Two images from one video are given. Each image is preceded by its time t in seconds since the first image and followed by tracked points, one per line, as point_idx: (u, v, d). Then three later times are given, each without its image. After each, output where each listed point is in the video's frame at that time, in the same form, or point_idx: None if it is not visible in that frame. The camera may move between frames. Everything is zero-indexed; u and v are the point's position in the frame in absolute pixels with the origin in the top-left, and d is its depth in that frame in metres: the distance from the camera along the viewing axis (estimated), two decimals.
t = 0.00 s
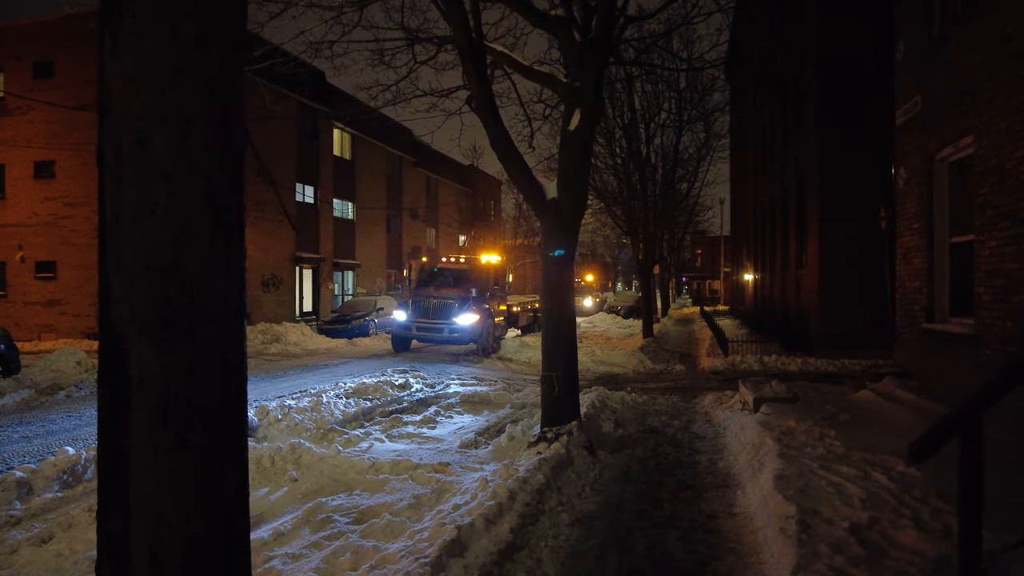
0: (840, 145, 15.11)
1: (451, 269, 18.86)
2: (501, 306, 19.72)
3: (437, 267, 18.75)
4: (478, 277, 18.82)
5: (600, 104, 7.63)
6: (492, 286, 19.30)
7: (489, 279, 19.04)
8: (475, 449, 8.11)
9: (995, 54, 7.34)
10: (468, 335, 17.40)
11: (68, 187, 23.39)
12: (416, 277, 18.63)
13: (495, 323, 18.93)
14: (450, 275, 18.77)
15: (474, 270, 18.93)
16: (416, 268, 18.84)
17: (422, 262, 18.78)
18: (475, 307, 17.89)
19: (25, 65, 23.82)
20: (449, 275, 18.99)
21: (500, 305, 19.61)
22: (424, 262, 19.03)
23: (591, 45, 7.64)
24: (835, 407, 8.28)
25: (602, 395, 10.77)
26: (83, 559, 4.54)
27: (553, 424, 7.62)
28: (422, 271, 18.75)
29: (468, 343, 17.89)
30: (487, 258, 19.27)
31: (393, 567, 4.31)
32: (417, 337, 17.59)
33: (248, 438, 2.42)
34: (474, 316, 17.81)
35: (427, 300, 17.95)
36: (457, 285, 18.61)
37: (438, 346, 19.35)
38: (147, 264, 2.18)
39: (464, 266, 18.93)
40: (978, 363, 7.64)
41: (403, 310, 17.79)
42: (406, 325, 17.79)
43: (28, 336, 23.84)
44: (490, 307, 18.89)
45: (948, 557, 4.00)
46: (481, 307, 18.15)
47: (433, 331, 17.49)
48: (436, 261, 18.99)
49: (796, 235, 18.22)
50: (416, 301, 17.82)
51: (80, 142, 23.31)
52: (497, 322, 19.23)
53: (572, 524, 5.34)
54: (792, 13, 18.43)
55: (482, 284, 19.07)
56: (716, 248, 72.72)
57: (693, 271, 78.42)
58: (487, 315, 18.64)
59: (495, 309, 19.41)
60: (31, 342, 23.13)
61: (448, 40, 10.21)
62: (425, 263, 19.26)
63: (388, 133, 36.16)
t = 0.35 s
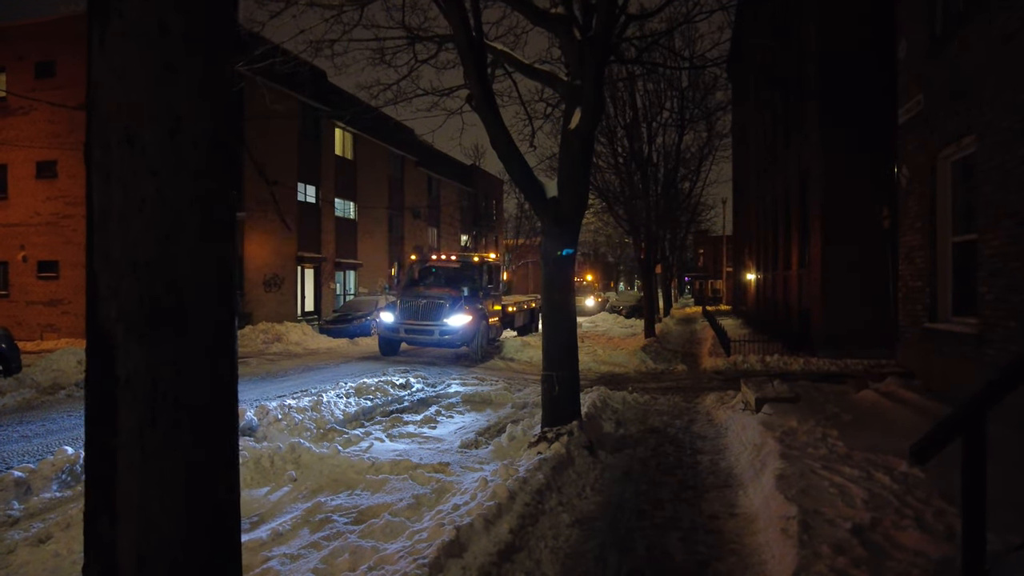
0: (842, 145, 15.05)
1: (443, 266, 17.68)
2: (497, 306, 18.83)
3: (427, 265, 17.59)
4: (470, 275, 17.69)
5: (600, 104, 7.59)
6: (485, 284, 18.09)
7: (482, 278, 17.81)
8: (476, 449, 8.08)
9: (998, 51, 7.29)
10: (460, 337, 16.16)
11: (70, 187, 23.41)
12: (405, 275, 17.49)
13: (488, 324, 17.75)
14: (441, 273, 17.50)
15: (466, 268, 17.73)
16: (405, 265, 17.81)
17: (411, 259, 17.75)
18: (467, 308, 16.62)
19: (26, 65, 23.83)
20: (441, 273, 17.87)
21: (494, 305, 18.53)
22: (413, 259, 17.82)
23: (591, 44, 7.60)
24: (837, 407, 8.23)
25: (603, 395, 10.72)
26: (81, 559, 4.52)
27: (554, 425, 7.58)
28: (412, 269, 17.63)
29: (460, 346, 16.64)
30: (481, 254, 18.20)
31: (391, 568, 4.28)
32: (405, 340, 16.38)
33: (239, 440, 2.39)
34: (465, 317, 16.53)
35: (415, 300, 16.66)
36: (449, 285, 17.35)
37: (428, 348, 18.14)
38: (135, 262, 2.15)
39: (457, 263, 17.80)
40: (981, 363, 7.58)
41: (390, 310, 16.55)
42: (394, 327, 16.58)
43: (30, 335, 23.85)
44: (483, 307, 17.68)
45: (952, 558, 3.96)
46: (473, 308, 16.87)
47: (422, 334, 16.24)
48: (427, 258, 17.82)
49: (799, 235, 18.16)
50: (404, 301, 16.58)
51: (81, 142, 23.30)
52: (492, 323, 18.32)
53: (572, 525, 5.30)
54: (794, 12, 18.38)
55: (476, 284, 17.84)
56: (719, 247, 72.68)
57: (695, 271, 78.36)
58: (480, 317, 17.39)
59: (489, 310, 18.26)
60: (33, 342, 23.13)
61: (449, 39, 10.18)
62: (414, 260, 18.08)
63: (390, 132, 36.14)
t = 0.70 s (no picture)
0: (846, 141, 14.92)
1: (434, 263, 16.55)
2: (493, 305, 17.82)
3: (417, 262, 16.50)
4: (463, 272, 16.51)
5: (602, 98, 7.46)
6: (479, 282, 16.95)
7: (475, 276, 16.70)
8: (476, 449, 7.98)
9: (1007, 45, 7.16)
10: (450, 340, 14.99)
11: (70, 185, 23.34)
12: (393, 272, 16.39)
13: (482, 325, 16.65)
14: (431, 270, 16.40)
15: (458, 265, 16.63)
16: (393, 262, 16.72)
17: (400, 255, 16.67)
18: (459, 308, 15.41)
19: (26, 63, 23.76)
20: (432, 270, 16.81)
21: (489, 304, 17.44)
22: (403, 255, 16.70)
23: (593, 38, 7.48)
24: (842, 407, 8.12)
25: (604, 394, 10.62)
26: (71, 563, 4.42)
27: (555, 425, 7.46)
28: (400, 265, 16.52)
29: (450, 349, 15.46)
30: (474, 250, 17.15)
31: (388, 572, 4.18)
32: (392, 341, 15.21)
33: (217, 443, 2.31)
34: (457, 318, 15.32)
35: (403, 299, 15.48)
36: (439, 283, 16.21)
37: (418, 350, 16.97)
38: (105, 257, 2.07)
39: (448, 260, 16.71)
40: (990, 363, 7.46)
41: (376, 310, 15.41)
42: (380, 327, 15.45)
43: (31, 334, 23.79)
44: (476, 308, 16.58)
45: (965, 565, 3.85)
46: (465, 308, 15.66)
47: (409, 335, 15.04)
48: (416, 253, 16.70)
49: (802, 233, 18.04)
50: (391, 300, 15.39)
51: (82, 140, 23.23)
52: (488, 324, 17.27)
53: (573, 528, 5.20)
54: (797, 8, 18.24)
55: (469, 282, 16.74)
56: (721, 246, 72.60)
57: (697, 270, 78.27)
58: (473, 318, 16.21)
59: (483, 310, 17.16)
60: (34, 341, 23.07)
61: (449, 34, 10.07)
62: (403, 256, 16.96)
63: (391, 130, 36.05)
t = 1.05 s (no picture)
0: (851, 138, 14.76)
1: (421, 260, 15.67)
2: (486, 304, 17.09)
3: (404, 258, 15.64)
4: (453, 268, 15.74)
5: (606, 93, 7.29)
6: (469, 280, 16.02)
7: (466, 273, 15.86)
8: (477, 451, 7.84)
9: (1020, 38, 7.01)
10: (438, 343, 13.98)
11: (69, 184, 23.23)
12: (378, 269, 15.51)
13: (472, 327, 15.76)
14: (419, 267, 15.52)
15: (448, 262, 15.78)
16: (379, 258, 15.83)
17: (386, 251, 15.81)
18: (448, 310, 14.40)
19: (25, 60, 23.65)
20: (420, 267, 15.93)
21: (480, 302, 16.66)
22: (388, 252, 15.79)
23: (597, 31, 7.32)
24: (850, 408, 7.98)
25: (608, 394, 10.47)
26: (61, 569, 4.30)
27: (557, 426, 7.32)
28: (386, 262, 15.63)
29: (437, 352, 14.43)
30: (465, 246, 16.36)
31: None
32: (375, 344, 14.17)
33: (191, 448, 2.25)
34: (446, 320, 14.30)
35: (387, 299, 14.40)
36: (427, 282, 15.29)
37: (402, 353, 15.95)
38: (68, 255, 2.02)
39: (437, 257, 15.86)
40: (1001, 364, 7.32)
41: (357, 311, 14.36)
42: (363, 329, 14.40)
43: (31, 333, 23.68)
44: (467, 307, 15.71)
45: None
46: (453, 308, 14.63)
47: (393, 338, 13.99)
48: (402, 250, 15.82)
49: (806, 231, 17.87)
50: (375, 300, 14.34)
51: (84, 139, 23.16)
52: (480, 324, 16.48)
53: (577, 533, 5.06)
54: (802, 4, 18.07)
55: (459, 280, 15.85)
56: (722, 244, 72.48)
57: (698, 268, 78.14)
58: (463, 319, 15.23)
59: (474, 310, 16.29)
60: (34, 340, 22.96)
61: (450, 29, 9.91)
62: (388, 253, 16.04)
63: (392, 128, 35.94)
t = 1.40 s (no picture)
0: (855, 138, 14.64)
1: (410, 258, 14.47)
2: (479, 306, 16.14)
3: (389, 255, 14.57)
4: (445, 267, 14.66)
5: (611, 90, 7.15)
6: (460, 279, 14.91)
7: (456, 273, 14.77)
8: (478, 453, 7.73)
9: None
10: (423, 347, 12.99)
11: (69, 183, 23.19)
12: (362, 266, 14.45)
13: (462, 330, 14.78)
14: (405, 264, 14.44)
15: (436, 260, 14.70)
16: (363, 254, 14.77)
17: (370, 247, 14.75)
18: (435, 311, 13.42)
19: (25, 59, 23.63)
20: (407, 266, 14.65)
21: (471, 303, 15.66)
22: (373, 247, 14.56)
23: (600, 28, 7.19)
24: (857, 409, 7.86)
25: (610, 395, 10.36)
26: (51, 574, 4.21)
27: (560, 427, 7.20)
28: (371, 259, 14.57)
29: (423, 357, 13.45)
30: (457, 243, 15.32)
31: None
32: (356, 347, 13.20)
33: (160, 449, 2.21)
34: (432, 322, 13.33)
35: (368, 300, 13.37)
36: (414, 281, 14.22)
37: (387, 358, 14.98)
38: (42, 250, 1.93)
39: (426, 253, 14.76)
40: (1010, 364, 7.20)
41: (337, 313, 13.38)
42: (342, 332, 13.41)
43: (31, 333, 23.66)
44: (457, 309, 14.72)
45: None
46: (440, 309, 13.63)
47: (375, 341, 13.00)
48: (389, 246, 14.56)
49: (809, 231, 17.75)
50: (355, 300, 13.35)
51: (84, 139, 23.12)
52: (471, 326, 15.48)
53: (580, 538, 4.95)
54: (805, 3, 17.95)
55: (449, 280, 14.79)
56: (724, 244, 72.39)
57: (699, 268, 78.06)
58: (452, 322, 14.26)
59: (464, 312, 15.22)
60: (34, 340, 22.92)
61: (450, 25, 9.79)
62: (372, 248, 14.75)
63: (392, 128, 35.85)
